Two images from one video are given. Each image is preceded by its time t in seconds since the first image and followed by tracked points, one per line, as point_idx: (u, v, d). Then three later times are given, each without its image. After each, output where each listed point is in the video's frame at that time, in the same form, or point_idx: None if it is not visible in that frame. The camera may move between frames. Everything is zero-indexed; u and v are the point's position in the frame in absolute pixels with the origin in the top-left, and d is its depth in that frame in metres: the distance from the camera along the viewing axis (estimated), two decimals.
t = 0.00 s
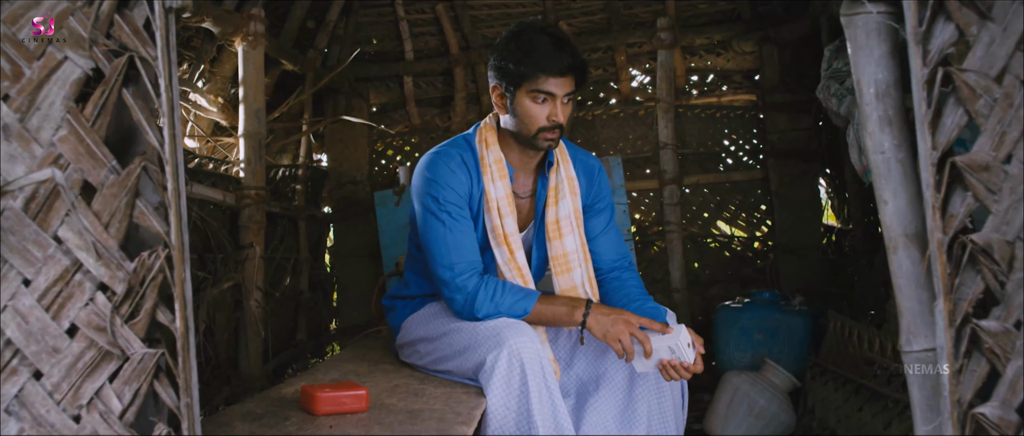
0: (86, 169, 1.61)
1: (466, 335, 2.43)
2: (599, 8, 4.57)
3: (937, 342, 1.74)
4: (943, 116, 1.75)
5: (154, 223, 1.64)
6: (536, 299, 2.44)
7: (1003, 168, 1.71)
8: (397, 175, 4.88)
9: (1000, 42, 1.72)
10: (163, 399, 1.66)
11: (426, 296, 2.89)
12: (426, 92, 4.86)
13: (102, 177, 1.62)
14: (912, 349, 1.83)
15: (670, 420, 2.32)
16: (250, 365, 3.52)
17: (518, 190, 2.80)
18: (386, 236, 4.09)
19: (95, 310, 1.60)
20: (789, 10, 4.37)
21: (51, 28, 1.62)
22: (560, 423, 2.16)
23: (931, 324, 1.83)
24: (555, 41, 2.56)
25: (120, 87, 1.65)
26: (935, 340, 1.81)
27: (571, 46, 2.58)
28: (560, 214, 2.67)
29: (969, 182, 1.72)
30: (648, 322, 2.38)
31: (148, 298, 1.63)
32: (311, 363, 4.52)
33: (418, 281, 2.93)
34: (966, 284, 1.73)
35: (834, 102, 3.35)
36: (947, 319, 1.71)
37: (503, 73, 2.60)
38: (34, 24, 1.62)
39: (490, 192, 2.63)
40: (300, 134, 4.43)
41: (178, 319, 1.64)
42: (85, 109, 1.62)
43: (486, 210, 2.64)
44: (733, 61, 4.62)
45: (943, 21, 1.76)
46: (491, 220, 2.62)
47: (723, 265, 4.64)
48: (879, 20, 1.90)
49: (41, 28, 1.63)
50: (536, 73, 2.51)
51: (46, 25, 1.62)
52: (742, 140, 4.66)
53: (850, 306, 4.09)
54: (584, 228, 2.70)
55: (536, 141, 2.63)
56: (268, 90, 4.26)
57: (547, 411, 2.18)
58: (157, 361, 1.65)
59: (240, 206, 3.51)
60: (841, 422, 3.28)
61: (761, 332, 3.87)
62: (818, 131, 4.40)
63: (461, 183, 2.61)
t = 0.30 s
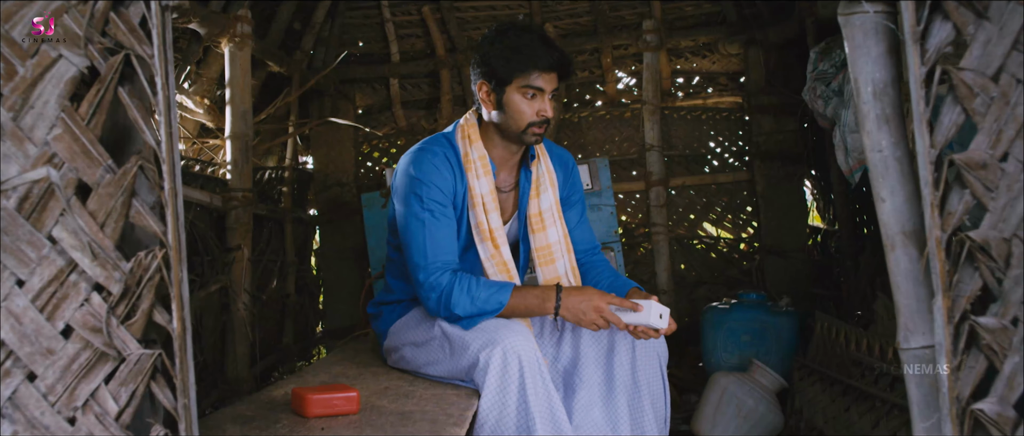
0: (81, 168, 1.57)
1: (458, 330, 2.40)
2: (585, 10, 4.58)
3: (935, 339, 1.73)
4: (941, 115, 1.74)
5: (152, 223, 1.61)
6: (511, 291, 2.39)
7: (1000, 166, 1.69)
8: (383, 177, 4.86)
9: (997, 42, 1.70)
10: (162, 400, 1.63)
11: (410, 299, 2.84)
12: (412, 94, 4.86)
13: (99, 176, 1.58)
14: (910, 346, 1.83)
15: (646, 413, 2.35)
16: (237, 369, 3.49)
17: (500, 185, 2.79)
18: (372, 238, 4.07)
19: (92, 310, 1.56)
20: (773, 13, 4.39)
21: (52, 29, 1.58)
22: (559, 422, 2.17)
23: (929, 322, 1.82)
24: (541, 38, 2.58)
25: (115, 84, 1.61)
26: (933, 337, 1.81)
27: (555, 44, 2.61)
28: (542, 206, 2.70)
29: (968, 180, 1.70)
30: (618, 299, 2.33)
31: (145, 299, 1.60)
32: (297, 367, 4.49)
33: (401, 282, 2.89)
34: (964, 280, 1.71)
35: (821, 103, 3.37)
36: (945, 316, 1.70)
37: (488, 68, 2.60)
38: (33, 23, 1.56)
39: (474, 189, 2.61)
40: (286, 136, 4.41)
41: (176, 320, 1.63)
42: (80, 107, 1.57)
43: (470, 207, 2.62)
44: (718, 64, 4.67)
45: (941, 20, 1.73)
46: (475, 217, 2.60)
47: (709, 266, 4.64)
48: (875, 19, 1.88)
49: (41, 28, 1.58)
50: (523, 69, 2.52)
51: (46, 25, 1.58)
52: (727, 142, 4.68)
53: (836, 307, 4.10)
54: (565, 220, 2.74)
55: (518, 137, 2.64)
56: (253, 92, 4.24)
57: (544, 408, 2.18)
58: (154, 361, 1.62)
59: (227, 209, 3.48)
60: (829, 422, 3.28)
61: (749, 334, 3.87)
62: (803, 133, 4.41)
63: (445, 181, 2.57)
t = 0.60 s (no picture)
0: (62, 174, 1.59)
1: (451, 329, 2.25)
2: (563, 16, 4.60)
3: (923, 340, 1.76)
4: (925, 119, 1.79)
5: (134, 229, 1.62)
6: (432, 291, 2.28)
7: (984, 168, 1.75)
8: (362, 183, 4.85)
9: (980, 45, 1.78)
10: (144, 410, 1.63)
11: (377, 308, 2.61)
12: (391, 100, 4.85)
13: (79, 183, 1.60)
14: (897, 348, 1.86)
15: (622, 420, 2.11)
16: (216, 377, 3.46)
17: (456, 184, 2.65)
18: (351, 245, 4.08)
19: (72, 319, 1.57)
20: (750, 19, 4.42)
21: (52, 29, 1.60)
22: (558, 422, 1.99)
23: (914, 323, 1.86)
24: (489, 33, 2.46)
25: (98, 90, 1.64)
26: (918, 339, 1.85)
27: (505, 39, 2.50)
28: (503, 197, 2.58)
29: (952, 182, 1.75)
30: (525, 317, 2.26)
31: (127, 307, 1.61)
32: (275, 375, 4.46)
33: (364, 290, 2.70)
34: (950, 282, 1.76)
35: (798, 108, 3.40)
36: (931, 317, 1.73)
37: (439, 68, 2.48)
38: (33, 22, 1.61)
39: (436, 189, 2.43)
40: (264, 143, 4.39)
41: (160, 328, 1.61)
42: (61, 112, 1.59)
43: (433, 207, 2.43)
44: (696, 69, 4.68)
45: (925, 24, 1.80)
46: (438, 216, 2.42)
47: (688, 271, 4.67)
48: (860, 22, 1.95)
49: (41, 28, 1.60)
50: (472, 63, 2.41)
51: (45, 25, 1.60)
52: (706, 147, 4.71)
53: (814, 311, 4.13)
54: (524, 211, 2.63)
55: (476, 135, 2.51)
56: (231, 99, 4.21)
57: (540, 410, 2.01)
58: (137, 370, 1.62)
59: (205, 215, 3.45)
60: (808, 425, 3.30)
61: (729, 338, 3.87)
62: (780, 138, 4.43)
63: (398, 186, 2.42)
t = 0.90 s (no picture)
0: (53, 183, 1.52)
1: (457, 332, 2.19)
2: (555, 24, 4.61)
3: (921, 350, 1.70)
4: (922, 125, 1.71)
5: (127, 239, 1.57)
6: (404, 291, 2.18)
7: (980, 176, 1.67)
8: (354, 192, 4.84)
9: (975, 52, 1.68)
10: (136, 422, 1.59)
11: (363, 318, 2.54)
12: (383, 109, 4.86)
13: (71, 192, 1.53)
14: (894, 357, 1.84)
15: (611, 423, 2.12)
16: (208, 388, 3.44)
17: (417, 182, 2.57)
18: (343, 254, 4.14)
19: (64, 330, 1.53)
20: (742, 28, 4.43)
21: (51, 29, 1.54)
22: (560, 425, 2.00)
23: (912, 331, 1.83)
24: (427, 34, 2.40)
25: (89, 98, 1.56)
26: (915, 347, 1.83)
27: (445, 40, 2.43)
28: (458, 189, 2.47)
29: (949, 190, 1.66)
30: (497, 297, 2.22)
31: (119, 318, 1.56)
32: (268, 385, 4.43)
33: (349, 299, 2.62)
34: (947, 290, 1.69)
35: (789, 116, 3.41)
36: (928, 325, 1.67)
37: (378, 71, 2.42)
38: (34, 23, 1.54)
39: (393, 188, 2.36)
40: (256, 152, 4.36)
41: (152, 339, 1.59)
42: (53, 121, 1.52)
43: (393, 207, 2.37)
44: (688, 77, 4.72)
45: (921, 32, 1.72)
46: (400, 216, 2.35)
47: (681, 280, 4.68)
48: (857, 30, 1.92)
49: (40, 29, 1.54)
50: (404, 63, 2.35)
51: (45, 25, 1.55)
52: (698, 156, 4.73)
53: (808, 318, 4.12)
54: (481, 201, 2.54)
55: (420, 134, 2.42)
56: (223, 108, 4.19)
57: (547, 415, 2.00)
58: (129, 381, 1.57)
59: (197, 225, 3.46)
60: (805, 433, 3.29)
61: (722, 346, 3.86)
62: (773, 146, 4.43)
63: (354, 187, 2.35)
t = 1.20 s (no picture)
0: (53, 191, 1.56)
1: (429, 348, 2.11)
2: (553, 32, 4.67)
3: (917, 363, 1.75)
4: (920, 138, 1.78)
5: (126, 248, 1.60)
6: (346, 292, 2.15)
7: (978, 188, 1.74)
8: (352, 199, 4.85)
9: (973, 66, 1.77)
10: (135, 431, 1.61)
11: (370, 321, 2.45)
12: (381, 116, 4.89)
13: (71, 201, 1.57)
14: (892, 368, 1.85)
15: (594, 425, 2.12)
16: (205, 394, 3.45)
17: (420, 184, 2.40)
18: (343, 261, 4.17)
19: (63, 339, 1.55)
20: (739, 37, 4.44)
21: (51, 28, 1.59)
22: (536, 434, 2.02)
23: (910, 343, 1.84)
24: (416, 42, 2.22)
25: (90, 108, 1.60)
26: (914, 358, 1.84)
27: (435, 50, 2.24)
28: (458, 198, 2.32)
29: (946, 202, 1.74)
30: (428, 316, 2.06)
31: (119, 326, 1.59)
32: (265, 392, 4.43)
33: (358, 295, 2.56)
34: (945, 302, 1.75)
35: (788, 126, 3.39)
36: (927, 338, 1.73)
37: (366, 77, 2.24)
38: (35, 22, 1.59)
39: (383, 193, 2.25)
40: (254, 159, 4.37)
41: (152, 347, 1.61)
42: (53, 129, 1.56)
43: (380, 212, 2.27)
44: (685, 86, 4.76)
45: (919, 45, 1.80)
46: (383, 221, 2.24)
47: (679, 288, 4.70)
48: (855, 43, 1.95)
49: (41, 28, 1.58)
50: (383, 75, 2.15)
51: (45, 25, 1.59)
52: (696, 164, 4.74)
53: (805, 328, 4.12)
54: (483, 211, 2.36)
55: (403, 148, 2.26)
56: (221, 115, 4.20)
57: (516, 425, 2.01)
58: (128, 391, 1.60)
59: (195, 232, 3.46)
60: None
61: (719, 355, 3.86)
62: (770, 155, 4.38)
63: (341, 193, 2.25)
